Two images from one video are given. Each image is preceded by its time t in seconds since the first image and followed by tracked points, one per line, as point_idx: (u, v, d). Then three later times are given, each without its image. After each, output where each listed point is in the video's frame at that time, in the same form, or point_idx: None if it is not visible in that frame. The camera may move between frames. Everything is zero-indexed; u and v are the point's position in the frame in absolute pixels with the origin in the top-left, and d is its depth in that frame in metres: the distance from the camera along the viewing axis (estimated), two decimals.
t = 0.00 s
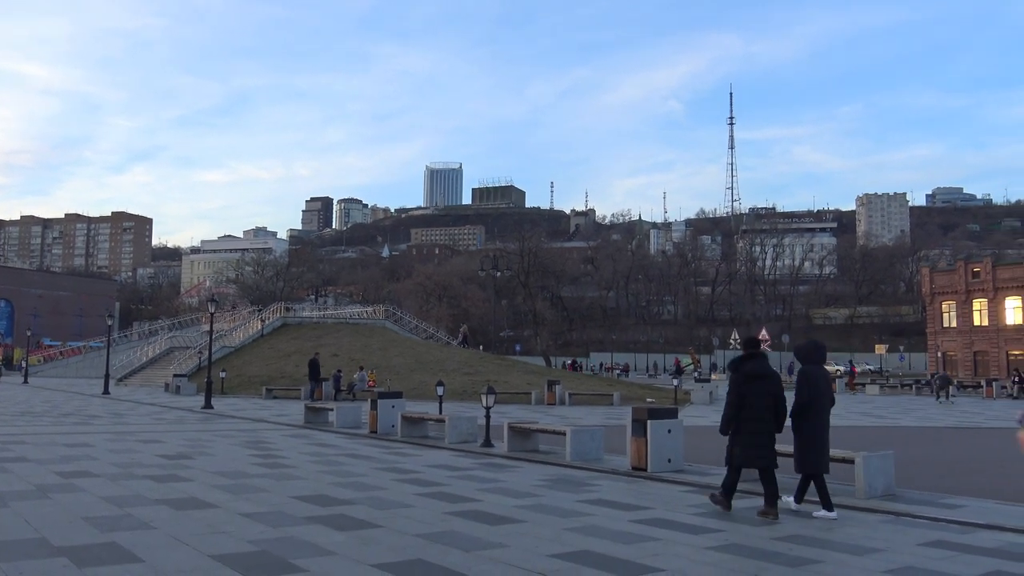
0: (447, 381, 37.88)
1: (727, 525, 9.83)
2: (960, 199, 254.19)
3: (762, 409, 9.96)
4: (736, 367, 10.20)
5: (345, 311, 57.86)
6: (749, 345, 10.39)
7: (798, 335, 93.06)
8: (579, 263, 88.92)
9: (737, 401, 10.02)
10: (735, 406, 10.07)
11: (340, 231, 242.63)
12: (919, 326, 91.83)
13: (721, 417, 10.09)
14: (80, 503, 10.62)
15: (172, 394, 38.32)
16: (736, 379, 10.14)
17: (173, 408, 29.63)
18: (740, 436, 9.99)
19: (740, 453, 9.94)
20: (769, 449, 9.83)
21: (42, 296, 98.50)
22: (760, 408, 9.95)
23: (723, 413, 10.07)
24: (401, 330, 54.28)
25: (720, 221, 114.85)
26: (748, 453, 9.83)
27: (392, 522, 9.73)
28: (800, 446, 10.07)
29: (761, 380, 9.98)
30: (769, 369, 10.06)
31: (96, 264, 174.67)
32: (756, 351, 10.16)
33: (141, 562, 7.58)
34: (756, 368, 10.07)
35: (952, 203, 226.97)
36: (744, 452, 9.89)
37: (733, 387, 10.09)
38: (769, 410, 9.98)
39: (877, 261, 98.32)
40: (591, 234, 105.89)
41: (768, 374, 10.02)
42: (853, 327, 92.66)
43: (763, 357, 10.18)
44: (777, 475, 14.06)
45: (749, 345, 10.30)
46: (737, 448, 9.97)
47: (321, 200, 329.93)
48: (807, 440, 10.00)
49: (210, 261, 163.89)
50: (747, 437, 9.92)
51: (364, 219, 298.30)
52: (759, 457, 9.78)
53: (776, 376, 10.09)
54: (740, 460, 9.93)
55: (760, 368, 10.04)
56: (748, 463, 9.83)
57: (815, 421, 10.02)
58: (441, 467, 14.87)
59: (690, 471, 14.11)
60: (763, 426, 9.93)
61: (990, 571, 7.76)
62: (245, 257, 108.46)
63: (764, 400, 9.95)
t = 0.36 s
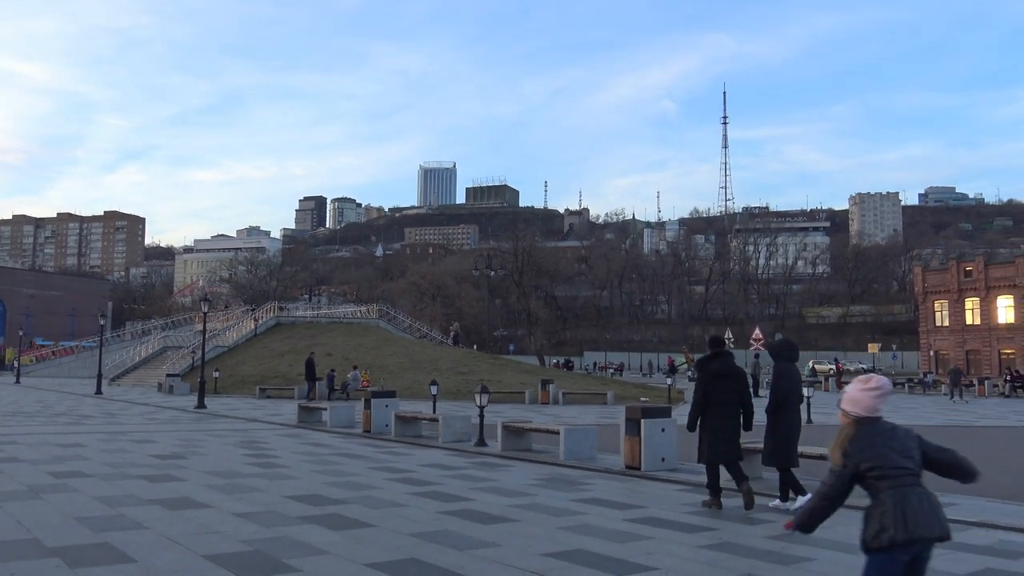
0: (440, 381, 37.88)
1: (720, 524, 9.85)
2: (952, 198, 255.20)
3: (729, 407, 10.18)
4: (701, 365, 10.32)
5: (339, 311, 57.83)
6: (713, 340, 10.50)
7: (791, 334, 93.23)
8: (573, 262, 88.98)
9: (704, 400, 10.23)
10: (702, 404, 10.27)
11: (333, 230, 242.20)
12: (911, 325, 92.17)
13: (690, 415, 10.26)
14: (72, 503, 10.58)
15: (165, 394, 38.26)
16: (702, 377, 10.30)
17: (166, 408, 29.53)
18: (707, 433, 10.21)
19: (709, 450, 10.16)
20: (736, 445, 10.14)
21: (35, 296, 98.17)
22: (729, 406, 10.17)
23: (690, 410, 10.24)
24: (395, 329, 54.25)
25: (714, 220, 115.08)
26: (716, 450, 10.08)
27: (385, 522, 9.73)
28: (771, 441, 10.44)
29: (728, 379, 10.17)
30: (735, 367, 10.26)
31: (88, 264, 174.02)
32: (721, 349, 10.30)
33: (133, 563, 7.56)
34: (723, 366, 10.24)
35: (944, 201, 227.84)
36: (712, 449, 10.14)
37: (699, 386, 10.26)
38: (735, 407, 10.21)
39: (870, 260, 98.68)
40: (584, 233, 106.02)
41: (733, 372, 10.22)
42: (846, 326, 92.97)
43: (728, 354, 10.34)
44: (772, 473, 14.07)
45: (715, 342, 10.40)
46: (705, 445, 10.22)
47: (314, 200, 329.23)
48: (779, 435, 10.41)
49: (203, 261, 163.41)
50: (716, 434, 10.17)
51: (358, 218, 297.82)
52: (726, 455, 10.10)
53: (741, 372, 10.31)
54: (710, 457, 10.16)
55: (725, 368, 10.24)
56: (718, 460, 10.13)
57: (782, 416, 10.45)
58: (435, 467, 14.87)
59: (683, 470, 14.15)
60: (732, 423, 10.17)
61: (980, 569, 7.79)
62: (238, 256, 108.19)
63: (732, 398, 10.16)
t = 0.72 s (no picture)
0: (434, 379, 37.91)
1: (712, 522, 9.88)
2: (944, 196, 256.18)
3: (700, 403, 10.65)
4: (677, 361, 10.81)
5: (333, 309, 57.83)
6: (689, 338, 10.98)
7: (785, 332, 93.39)
8: (567, 261, 89.25)
9: (676, 395, 10.69)
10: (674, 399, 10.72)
11: (326, 229, 241.79)
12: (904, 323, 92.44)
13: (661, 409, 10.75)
14: (65, 503, 10.57)
15: (158, 393, 38.27)
16: (675, 374, 10.77)
17: (160, 407, 29.44)
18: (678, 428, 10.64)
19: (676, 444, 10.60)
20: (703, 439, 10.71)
21: (27, 295, 98.21)
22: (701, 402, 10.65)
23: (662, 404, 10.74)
24: (389, 328, 54.17)
25: (707, 218, 115.23)
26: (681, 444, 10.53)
27: (378, 521, 9.71)
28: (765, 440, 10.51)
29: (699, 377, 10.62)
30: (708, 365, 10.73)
31: (81, 263, 173.37)
32: (695, 347, 10.75)
33: (125, 562, 7.55)
34: (695, 365, 10.70)
35: (937, 201, 228.31)
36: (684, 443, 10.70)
37: (673, 381, 10.70)
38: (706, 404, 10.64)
39: (863, 258, 98.96)
40: (579, 232, 106.08)
41: (705, 369, 10.68)
42: (839, 324, 93.22)
43: (701, 352, 10.80)
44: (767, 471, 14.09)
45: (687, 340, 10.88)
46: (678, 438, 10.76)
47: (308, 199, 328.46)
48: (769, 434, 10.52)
49: (196, 259, 162.91)
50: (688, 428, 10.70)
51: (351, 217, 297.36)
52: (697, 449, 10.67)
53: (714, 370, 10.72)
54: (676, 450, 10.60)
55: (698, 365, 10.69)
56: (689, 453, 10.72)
57: (772, 414, 10.57)
58: (428, 465, 14.87)
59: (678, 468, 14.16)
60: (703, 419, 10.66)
61: (971, 566, 7.81)
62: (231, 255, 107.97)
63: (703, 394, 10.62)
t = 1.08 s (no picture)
0: (429, 378, 37.88)
1: (707, 519, 9.89)
2: (937, 194, 257.35)
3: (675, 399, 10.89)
4: (655, 358, 10.95)
5: (328, 308, 57.71)
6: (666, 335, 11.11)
7: (779, 331, 93.55)
8: (561, 259, 89.28)
9: (653, 390, 10.86)
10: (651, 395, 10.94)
11: (320, 227, 241.31)
12: (898, 321, 92.73)
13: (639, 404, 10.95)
14: (58, 502, 10.53)
15: (151, 392, 38.19)
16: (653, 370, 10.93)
17: (153, 407, 29.34)
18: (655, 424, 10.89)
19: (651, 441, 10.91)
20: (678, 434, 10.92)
21: (20, 294, 97.81)
22: (677, 397, 10.87)
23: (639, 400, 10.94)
24: (383, 327, 54.09)
25: (702, 217, 115.33)
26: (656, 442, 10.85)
27: (373, 519, 9.71)
28: (754, 436, 10.58)
29: (676, 374, 10.85)
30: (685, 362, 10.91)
31: (74, 262, 172.66)
32: (673, 345, 10.92)
33: (120, 562, 7.52)
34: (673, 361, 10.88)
35: (930, 199, 229.02)
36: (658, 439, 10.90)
37: (650, 376, 10.89)
38: (680, 400, 10.89)
39: (856, 257, 99.16)
40: (573, 230, 106.16)
41: (681, 366, 10.89)
42: (833, 321, 93.48)
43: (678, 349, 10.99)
44: (761, 468, 14.12)
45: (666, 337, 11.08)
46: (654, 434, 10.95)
47: (301, 197, 327.55)
48: (758, 429, 10.57)
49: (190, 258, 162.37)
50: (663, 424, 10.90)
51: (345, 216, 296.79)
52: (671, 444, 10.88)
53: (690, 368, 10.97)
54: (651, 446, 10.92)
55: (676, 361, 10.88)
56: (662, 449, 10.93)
57: (760, 407, 10.65)
58: (423, 464, 14.87)
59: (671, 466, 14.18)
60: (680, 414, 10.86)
61: (964, 562, 7.84)
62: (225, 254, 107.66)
63: (678, 391, 10.85)
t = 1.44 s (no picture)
0: (423, 377, 37.87)
1: (702, 517, 9.91)
2: (930, 192, 258.55)
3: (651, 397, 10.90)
4: (630, 357, 10.99)
5: (322, 307, 57.59)
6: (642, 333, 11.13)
7: (773, 329, 93.62)
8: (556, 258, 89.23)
9: (629, 388, 10.89)
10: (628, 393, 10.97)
11: (315, 226, 240.94)
12: (892, 320, 92.99)
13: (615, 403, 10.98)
14: (51, 502, 10.48)
15: (145, 391, 38.09)
16: (627, 367, 11.01)
17: (147, 406, 29.23)
18: (635, 422, 10.91)
19: (633, 439, 10.90)
20: (656, 430, 10.87)
21: (13, 293, 97.41)
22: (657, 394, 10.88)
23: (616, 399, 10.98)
24: (378, 325, 54.02)
25: (696, 216, 115.49)
26: (640, 440, 10.83)
27: (368, 518, 9.71)
28: (748, 430, 10.61)
29: (652, 371, 10.84)
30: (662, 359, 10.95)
31: (68, 261, 172.01)
32: (649, 343, 10.96)
33: (113, 562, 7.50)
34: (645, 358, 10.92)
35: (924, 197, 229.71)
36: (636, 435, 10.86)
37: (625, 374, 10.89)
38: (658, 398, 10.90)
39: (850, 255, 99.38)
40: (568, 228, 106.17)
41: (656, 364, 10.91)
42: (827, 320, 93.74)
43: (653, 348, 11.02)
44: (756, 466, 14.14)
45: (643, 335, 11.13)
46: (631, 431, 10.91)
47: (295, 195, 327.02)
48: (753, 424, 10.61)
49: (184, 257, 161.90)
50: (638, 422, 10.89)
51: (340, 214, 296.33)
52: (651, 441, 10.84)
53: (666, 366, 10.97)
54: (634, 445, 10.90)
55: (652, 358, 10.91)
56: (640, 446, 10.85)
57: (754, 404, 10.70)
58: (418, 462, 14.88)
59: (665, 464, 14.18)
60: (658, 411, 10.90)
61: (956, 559, 7.87)
62: (219, 253, 107.40)
63: (653, 388, 10.87)
